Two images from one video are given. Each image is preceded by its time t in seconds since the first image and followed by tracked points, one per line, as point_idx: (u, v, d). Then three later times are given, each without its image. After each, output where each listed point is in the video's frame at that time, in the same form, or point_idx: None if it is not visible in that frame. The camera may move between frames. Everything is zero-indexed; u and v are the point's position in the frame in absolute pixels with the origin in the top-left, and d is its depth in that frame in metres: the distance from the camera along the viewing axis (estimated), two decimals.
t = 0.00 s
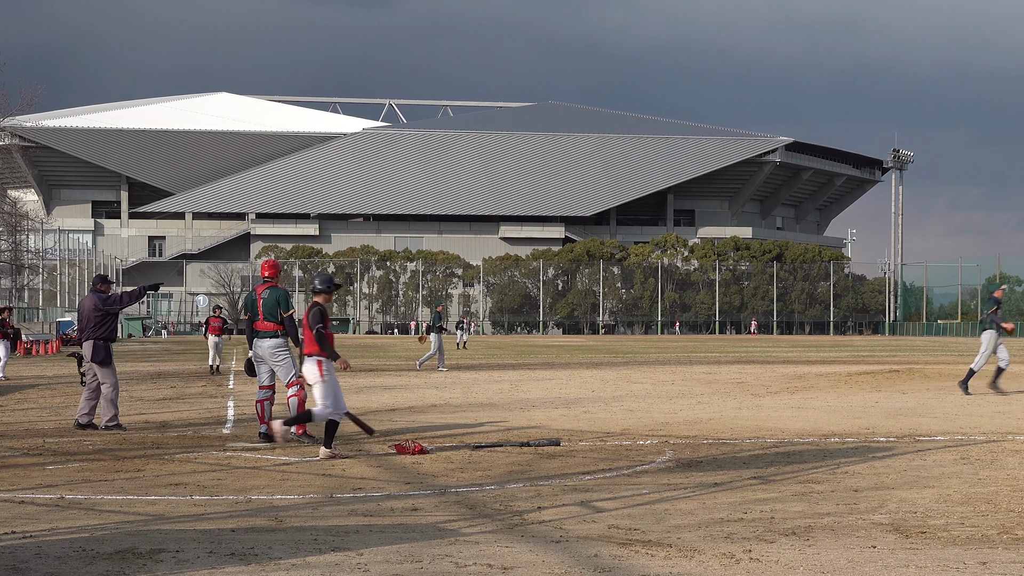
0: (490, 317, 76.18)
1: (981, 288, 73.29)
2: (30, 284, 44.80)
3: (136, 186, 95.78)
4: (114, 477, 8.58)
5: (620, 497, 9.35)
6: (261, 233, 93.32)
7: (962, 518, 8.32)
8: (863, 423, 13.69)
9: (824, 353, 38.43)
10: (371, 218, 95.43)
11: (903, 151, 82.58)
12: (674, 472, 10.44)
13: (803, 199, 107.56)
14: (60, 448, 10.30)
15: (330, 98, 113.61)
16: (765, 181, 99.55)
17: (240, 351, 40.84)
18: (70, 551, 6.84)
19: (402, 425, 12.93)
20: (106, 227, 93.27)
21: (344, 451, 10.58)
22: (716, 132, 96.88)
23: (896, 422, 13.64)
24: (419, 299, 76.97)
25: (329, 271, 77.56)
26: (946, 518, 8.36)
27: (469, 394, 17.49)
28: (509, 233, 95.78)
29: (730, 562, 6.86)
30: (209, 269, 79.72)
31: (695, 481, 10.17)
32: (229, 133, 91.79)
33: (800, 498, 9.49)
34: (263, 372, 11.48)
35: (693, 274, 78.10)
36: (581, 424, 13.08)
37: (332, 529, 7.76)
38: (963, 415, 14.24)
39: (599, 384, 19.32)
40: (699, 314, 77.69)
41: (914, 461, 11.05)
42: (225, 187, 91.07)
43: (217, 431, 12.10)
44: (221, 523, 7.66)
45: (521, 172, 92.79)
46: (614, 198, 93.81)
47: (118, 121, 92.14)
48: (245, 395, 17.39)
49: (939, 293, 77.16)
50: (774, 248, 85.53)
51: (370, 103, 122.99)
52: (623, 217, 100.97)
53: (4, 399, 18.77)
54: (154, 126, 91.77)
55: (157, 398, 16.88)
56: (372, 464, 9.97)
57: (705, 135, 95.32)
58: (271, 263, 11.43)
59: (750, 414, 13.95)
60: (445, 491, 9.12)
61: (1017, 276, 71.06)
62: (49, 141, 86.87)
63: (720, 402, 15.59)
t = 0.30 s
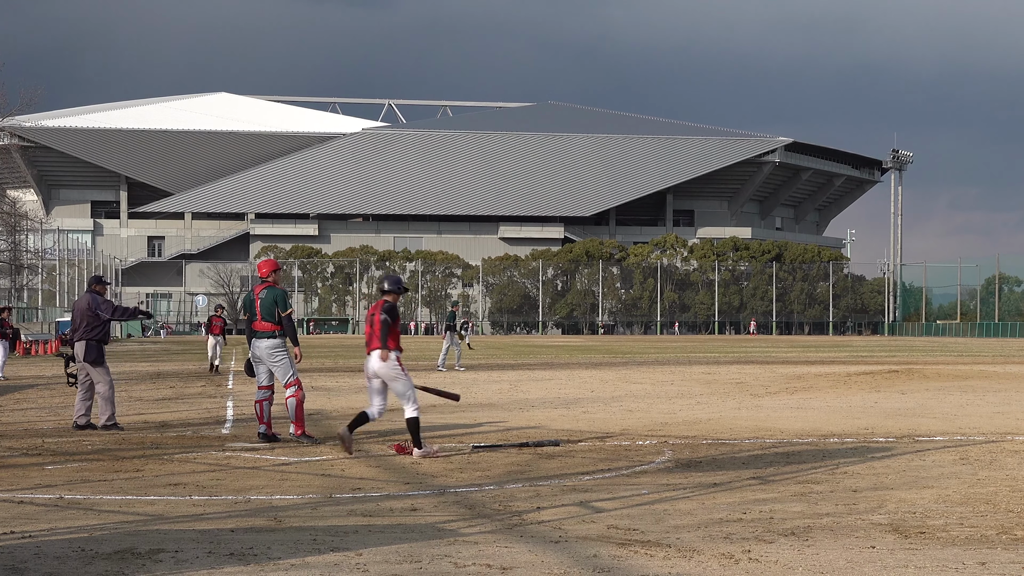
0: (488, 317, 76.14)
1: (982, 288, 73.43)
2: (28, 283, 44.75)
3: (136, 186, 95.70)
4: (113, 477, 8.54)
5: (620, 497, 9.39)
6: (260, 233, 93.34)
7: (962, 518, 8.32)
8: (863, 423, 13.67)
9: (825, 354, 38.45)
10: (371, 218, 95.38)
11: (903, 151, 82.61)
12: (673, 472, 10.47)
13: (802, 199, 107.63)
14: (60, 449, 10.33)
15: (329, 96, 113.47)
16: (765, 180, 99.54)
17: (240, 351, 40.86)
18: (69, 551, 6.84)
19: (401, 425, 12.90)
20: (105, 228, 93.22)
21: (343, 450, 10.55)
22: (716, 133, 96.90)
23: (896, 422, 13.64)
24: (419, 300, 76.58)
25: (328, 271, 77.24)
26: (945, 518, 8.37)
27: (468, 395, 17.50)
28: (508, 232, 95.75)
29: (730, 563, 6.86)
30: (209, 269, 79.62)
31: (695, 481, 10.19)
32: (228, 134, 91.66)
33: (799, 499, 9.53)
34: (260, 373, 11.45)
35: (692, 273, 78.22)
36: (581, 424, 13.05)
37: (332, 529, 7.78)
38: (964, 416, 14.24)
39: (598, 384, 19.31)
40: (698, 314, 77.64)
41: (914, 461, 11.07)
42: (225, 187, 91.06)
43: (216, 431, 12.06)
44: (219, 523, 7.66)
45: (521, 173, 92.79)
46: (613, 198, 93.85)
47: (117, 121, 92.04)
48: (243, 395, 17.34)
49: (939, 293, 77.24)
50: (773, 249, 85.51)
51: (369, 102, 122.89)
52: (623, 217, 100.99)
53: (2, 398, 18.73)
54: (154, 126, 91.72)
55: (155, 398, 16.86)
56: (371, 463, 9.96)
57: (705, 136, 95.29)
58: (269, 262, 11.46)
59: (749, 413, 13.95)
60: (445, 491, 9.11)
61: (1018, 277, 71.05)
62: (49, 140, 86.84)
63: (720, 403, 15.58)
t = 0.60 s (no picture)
0: (481, 321, 76.14)
1: (987, 297, 73.06)
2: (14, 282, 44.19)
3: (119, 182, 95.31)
4: (90, 483, 8.25)
5: (614, 509, 9.18)
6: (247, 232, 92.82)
7: (964, 535, 8.10)
8: (864, 435, 13.43)
9: (824, 363, 38.14)
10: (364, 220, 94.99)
11: (909, 158, 82.39)
12: (669, 484, 10.23)
13: (804, 205, 107.59)
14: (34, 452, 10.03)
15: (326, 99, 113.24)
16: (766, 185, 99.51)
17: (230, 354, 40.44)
18: (44, 559, 6.58)
19: (390, 432, 12.64)
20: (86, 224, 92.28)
21: (330, 458, 10.30)
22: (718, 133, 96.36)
23: (898, 434, 13.39)
24: (409, 302, 76.30)
25: (316, 272, 75.90)
26: (948, 533, 8.15)
27: (459, 401, 17.21)
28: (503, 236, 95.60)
29: None
30: (192, 269, 79.25)
31: (692, 494, 9.97)
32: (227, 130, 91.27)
33: (798, 513, 9.30)
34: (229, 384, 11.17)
35: (689, 280, 78.12)
36: (575, 433, 12.78)
37: (317, 538, 7.54)
38: (968, 429, 13.98)
39: (593, 392, 19.02)
40: (695, 321, 77.39)
41: (915, 475, 10.85)
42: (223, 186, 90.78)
43: (199, 436, 11.78)
44: (200, 531, 7.41)
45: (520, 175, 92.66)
46: (613, 199, 93.74)
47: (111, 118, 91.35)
48: (228, 399, 17.02)
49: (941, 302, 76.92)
50: (774, 254, 85.25)
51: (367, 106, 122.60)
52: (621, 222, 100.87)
53: None
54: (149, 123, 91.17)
55: (136, 402, 16.50)
56: (358, 471, 9.70)
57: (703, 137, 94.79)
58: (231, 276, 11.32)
59: (748, 423, 13.71)
60: (434, 501, 8.87)
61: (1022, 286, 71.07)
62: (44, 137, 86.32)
63: (718, 412, 15.29)
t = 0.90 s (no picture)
0: (503, 320, 75.68)
1: None
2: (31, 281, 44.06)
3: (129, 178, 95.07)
4: (101, 486, 8.03)
5: (639, 514, 8.89)
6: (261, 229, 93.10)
7: (1001, 540, 7.75)
8: (899, 437, 13.04)
9: (854, 364, 37.55)
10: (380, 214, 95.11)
11: (943, 152, 81.18)
12: (696, 488, 9.92)
13: (835, 200, 106.57)
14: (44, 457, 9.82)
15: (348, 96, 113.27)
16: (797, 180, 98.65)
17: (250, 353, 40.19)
18: (53, 565, 6.37)
19: (410, 433, 12.36)
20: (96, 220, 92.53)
21: (347, 461, 10.03)
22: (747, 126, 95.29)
23: (933, 436, 13.01)
24: (428, 301, 76.29)
25: (332, 271, 77.68)
26: (984, 539, 7.80)
27: (480, 402, 16.90)
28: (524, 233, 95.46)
29: None
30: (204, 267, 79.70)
31: (721, 498, 9.66)
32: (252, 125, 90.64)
33: (829, 518, 8.98)
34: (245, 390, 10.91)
35: (718, 277, 77.43)
36: (600, 435, 12.45)
37: (333, 544, 7.29)
38: (1006, 431, 13.56)
39: (619, 394, 18.67)
40: (724, 320, 76.75)
41: (950, 478, 10.47)
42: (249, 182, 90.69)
43: (212, 438, 11.55)
44: (213, 537, 7.18)
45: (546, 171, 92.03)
46: (638, 195, 93.21)
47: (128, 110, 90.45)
48: (243, 400, 16.76)
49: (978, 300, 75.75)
50: (805, 251, 84.41)
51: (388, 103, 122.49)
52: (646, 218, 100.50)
53: None
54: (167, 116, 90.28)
55: (151, 402, 16.27)
56: (377, 475, 9.43)
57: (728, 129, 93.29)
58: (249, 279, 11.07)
59: (778, 425, 13.35)
60: (454, 506, 8.60)
61: None
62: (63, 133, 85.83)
63: (747, 414, 14.90)
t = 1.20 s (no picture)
0: (525, 320, 75.42)
1: None
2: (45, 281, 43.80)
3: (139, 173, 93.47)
4: (109, 491, 7.81)
5: (664, 519, 8.63)
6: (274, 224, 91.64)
7: None
8: (932, 440, 12.68)
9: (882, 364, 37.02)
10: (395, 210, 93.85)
11: (977, 148, 80.05)
12: (723, 493, 9.64)
13: (866, 196, 105.58)
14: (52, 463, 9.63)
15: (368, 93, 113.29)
16: (827, 175, 97.76)
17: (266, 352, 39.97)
18: (60, 571, 6.16)
19: (427, 437, 12.10)
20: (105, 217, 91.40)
21: (364, 465, 9.80)
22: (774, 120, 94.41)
23: (967, 439, 12.64)
24: (447, 300, 76.22)
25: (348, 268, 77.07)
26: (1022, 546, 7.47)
27: (501, 404, 16.58)
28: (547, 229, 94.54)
29: None
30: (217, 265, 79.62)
31: (748, 502, 9.37)
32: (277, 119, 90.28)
33: (861, 523, 8.66)
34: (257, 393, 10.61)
35: (746, 275, 76.83)
36: (624, 438, 12.15)
37: (350, 550, 7.05)
38: None
39: (643, 395, 18.36)
40: (752, 319, 76.04)
41: (985, 483, 10.12)
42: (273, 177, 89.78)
43: (225, 441, 11.32)
44: (226, 543, 6.95)
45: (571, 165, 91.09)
46: (663, 190, 92.18)
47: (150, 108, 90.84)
48: (256, 401, 16.51)
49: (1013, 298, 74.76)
50: (835, 249, 83.81)
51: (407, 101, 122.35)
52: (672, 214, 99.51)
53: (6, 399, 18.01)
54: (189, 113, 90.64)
55: (164, 403, 16.05)
56: (395, 479, 9.19)
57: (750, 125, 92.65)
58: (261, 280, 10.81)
59: (808, 427, 13.02)
60: (474, 510, 8.36)
61: None
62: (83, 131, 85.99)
63: (775, 416, 14.54)
